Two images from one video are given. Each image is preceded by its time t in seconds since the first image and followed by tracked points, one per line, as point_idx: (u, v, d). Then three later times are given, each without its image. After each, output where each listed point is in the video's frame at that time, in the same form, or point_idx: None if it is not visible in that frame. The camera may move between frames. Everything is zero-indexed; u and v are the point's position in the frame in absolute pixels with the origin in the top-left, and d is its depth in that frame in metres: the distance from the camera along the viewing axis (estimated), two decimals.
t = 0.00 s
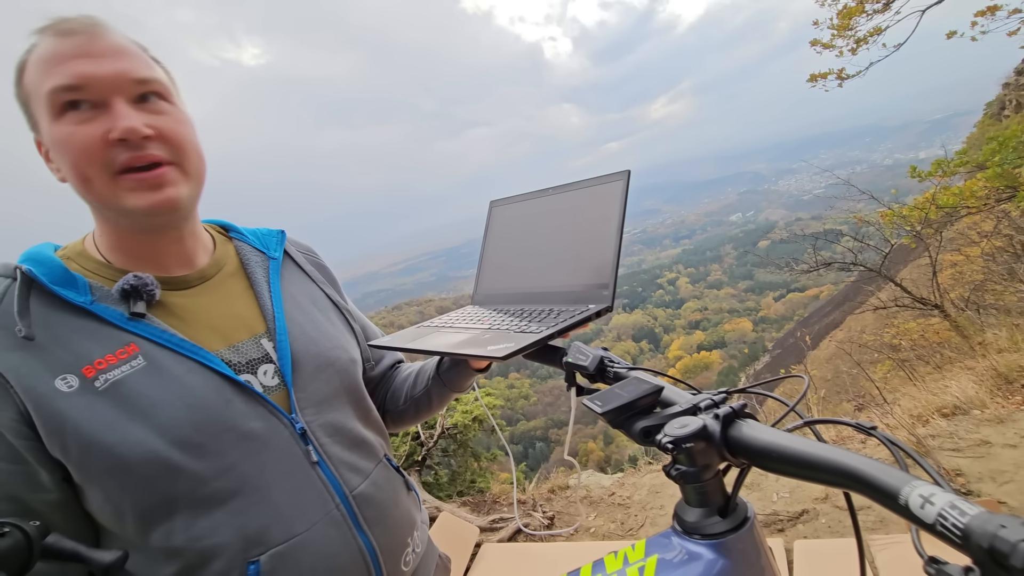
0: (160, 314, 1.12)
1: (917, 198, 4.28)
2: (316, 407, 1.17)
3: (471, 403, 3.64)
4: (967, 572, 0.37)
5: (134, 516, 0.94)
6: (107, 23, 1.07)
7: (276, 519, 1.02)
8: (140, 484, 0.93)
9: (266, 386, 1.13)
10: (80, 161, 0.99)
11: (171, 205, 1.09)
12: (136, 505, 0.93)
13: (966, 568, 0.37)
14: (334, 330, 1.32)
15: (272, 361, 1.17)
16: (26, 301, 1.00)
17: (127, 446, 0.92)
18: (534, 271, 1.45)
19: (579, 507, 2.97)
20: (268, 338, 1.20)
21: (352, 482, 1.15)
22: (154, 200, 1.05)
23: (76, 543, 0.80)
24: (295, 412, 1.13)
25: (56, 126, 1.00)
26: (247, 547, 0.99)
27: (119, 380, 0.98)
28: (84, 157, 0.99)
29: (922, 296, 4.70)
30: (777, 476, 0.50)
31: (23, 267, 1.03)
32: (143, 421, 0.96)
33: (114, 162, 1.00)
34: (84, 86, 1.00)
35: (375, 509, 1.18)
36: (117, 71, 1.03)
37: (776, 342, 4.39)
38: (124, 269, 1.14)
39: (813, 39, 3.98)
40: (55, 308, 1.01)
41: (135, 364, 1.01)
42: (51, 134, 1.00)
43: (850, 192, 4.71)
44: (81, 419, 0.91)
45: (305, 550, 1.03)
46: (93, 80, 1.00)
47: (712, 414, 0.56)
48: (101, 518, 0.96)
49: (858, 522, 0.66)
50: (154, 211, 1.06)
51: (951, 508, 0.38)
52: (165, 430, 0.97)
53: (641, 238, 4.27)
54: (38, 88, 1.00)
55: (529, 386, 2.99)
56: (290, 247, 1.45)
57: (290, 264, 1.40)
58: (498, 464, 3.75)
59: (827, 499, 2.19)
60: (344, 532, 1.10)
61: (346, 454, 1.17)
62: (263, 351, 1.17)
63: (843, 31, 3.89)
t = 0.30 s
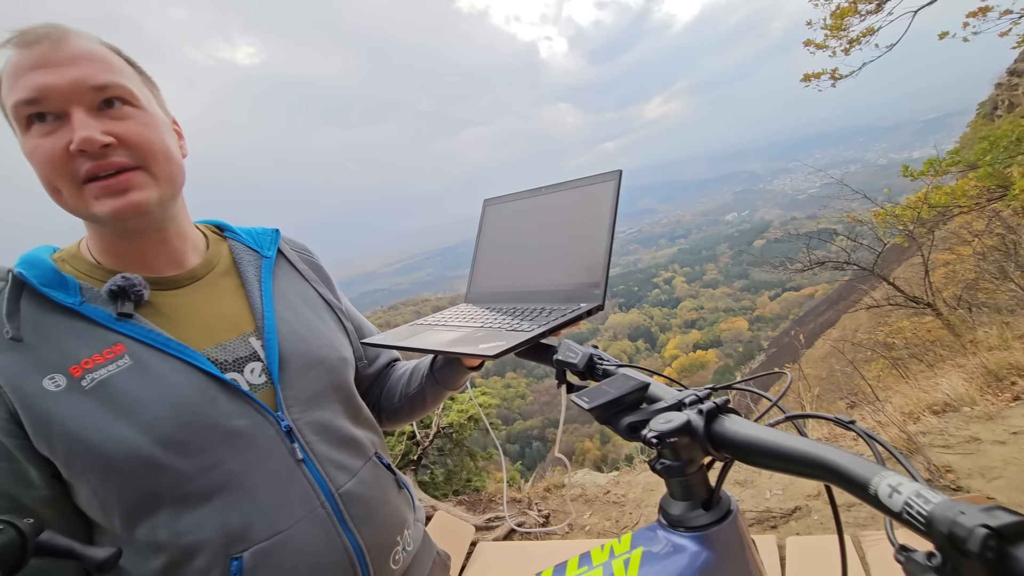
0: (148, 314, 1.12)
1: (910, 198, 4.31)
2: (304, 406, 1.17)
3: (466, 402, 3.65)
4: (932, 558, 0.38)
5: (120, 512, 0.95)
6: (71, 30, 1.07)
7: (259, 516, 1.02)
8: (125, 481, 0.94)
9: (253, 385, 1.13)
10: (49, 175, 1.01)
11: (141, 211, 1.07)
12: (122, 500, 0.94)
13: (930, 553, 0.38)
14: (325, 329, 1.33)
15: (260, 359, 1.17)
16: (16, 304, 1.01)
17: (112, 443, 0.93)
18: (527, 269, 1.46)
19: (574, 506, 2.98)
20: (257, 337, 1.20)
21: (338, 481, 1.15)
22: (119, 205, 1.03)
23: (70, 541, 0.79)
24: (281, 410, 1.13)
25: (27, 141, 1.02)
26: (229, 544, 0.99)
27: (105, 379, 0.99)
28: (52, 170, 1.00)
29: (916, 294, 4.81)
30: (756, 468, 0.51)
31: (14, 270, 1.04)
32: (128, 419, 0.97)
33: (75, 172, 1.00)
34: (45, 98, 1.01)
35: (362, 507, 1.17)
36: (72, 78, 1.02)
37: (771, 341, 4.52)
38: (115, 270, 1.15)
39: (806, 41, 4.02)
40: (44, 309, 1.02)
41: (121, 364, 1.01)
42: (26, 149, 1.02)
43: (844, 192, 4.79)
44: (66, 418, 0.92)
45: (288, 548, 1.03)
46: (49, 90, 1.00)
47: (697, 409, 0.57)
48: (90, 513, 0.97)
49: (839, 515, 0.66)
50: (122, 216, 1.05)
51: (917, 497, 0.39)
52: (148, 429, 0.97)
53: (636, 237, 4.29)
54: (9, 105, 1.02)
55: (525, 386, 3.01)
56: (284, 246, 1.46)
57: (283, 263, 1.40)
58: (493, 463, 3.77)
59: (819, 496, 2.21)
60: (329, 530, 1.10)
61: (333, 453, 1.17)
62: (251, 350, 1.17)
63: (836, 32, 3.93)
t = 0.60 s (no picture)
0: (140, 317, 1.12)
1: (902, 199, 4.36)
2: (294, 407, 1.17)
3: (462, 402, 3.66)
4: (894, 547, 0.39)
5: (111, 510, 0.96)
6: (70, 35, 1.07)
7: (247, 515, 1.03)
8: (116, 481, 0.94)
9: (242, 386, 1.13)
10: (46, 177, 1.00)
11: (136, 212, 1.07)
12: (113, 499, 0.95)
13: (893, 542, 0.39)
14: (318, 330, 1.33)
15: (251, 361, 1.17)
16: (10, 305, 1.01)
17: (101, 444, 0.93)
18: (518, 270, 1.46)
19: (568, 506, 2.98)
20: (248, 338, 1.20)
21: (328, 481, 1.15)
22: (116, 207, 1.03)
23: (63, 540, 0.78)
24: (271, 410, 1.13)
25: (25, 144, 1.02)
26: (218, 542, 1.00)
27: (96, 381, 0.99)
28: (49, 173, 1.00)
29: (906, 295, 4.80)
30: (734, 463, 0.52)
31: (9, 273, 1.04)
32: (119, 421, 0.97)
33: (72, 175, 1.00)
34: (44, 102, 1.01)
35: (351, 508, 1.18)
36: (72, 83, 1.02)
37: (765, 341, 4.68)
38: (110, 272, 1.15)
39: (799, 42, 4.08)
40: (38, 311, 1.02)
41: (112, 366, 1.01)
42: (24, 151, 1.03)
43: (837, 194, 4.87)
44: (58, 420, 0.93)
45: (276, 548, 1.04)
46: (48, 94, 1.00)
47: (680, 407, 0.58)
48: (83, 511, 0.98)
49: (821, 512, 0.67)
50: (118, 218, 1.05)
51: (883, 489, 0.40)
52: (138, 429, 0.97)
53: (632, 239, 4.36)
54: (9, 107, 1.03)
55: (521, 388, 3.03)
56: (280, 247, 1.46)
57: (278, 264, 1.41)
58: (488, 464, 3.78)
59: (810, 495, 2.23)
60: (317, 530, 1.10)
61: (323, 453, 1.17)
62: (242, 351, 1.17)
63: (829, 34, 4.00)
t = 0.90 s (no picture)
0: (142, 315, 1.13)
1: (898, 199, 4.36)
2: (293, 405, 1.18)
3: (460, 402, 3.67)
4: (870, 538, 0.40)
5: (113, 506, 0.96)
6: (77, 38, 1.07)
7: (246, 512, 1.03)
8: (118, 478, 0.95)
9: (243, 385, 1.14)
10: (49, 180, 1.01)
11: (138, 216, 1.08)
12: (115, 495, 0.95)
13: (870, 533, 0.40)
14: (318, 329, 1.34)
15: (251, 360, 1.18)
16: (15, 303, 1.01)
17: (104, 441, 0.94)
18: (513, 269, 1.47)
19: (567, 505, 2.99)
20: (248, 337, 1.21)
21: (326, 478, 1.16)
22: (119, 211, 1.04)
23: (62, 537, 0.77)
24: (271, 409, 1.14)
25: (31, 146, 1.03)
26: (217, 539, 1.00)
27: (99, 379, 0.99)
28: (52, 176, 1.00)
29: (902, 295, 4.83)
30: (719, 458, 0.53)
31: (13, 271, 1.04)
32: (122, 418, 0.98)
33: (76, 179, 1.01)
34: (50, 106, 1.01)
35: (348, 505, 1.18)
36: (78, 87, 1.02)
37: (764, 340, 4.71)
38: (113, 271, 1.15)
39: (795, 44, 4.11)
40: (42, 309, 1.02)
41: (115, 364, 1.02)
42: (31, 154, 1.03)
43: (833, 194, 4.90)
44: (62, 416, 0.93)
45: (274, 544, 1.04)
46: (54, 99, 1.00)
47: (671, 404, 0.59)
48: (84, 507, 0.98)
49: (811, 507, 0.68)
50: (121, 222, 1.05)
51: (862, 482, 0.41)
52: (140, 427, 0.98)
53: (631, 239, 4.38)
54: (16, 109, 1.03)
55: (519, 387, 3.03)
56: (281, 246, 1.46)
57: (279, 264, 1.41)
58: (486, 463, 3.79)
59: (806, 494, 2.24)
60: (315, 526, 1.10)
61: (321, 452, 1.18)
62: (243, 350, 1.18)
63: (826, 35, 4.02)
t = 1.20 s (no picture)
0: (143, 309, 1.13)
1: (894, 201, 4.36)
2: (293, 400, 1.18)
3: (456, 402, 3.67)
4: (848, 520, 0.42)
5: (115, 498, 0.97)
6: (96, 34, 1.08)
7: (246, 504, 1.04)
8: (121, 470, 0.95)
9: (243, 379, 1.14)
10: (71, 171, 1.01)
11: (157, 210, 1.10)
12: (117, 487, 0.96)
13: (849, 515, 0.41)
14: (316, 325, 1.33)
15: (251, 354, 1.18)
16: (18, 296, 1.01)
17: (107, 433, 0.95)
18: (509, 267, 1.48)
19: (563, 505, 2.99)
20: (249, 332, 1.21)
21: (325, 472, 1.16)
22: (143, 204, 1.06)
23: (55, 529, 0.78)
24: (271, 403, 1.14)
25: (48, 137, 1.02)
26: (218, 530, 1.01)
27: (102, 372, 1.00)
28: (75, 168, 1.01)
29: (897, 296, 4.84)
30: (707, 449, 0.54)
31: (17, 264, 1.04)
32: (124, 411, 0.98)
33: (102, 171, 1.02)
34: (75, 100, 1.02)
35: (347, 498, 1.18)
36: (105, 82, 1.04)
37: (761, 341, 4.73)
38: (115, 265, 1.15)
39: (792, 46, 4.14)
40: (45, 303, 1.02)
41: (118, 357, 1.02)
42: (46, 144, 1.02)
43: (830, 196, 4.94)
44: (65, 408, 0.94)
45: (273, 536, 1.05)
46: (82, 92, 1.02)
47: (661, 397, 0.60)
48: (86, 498, 0.99)
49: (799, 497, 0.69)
50: (143, 215, 1.08)
51: (843, 467, 0.42)
52: (143, 419, 0.98)
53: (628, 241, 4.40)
54: (32, 99, 1.02)
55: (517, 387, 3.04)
56: (279, 242, 1.46)
57: (277, 260, 1.41)
58: (483, 463, 3.80)
59: (801, 493, 2.25)
60: (314, 518, 1.11)
61: (321, 445, 1.18)
62: (243, 345, 1.18)
63: (822, 37, 4.05)
